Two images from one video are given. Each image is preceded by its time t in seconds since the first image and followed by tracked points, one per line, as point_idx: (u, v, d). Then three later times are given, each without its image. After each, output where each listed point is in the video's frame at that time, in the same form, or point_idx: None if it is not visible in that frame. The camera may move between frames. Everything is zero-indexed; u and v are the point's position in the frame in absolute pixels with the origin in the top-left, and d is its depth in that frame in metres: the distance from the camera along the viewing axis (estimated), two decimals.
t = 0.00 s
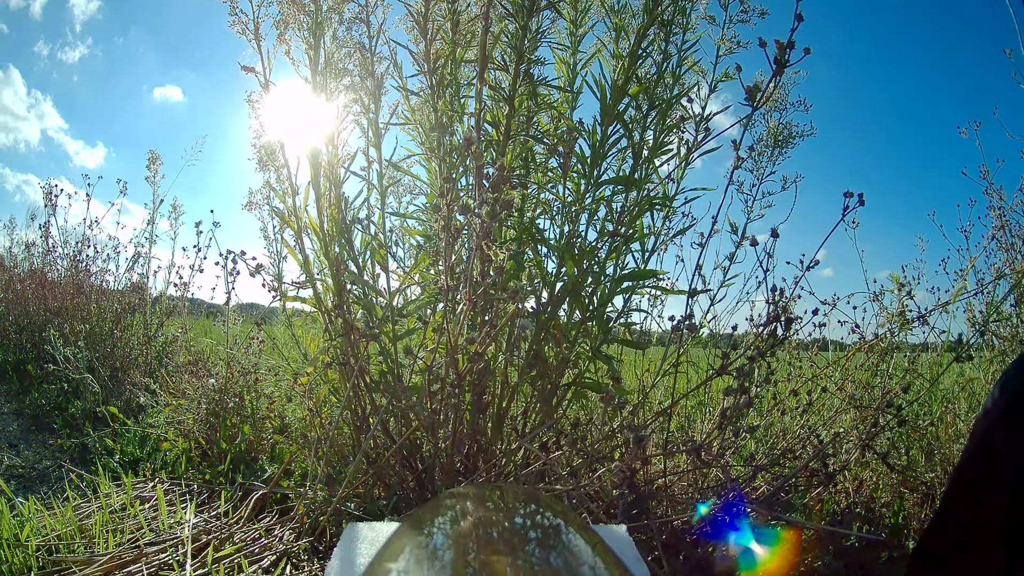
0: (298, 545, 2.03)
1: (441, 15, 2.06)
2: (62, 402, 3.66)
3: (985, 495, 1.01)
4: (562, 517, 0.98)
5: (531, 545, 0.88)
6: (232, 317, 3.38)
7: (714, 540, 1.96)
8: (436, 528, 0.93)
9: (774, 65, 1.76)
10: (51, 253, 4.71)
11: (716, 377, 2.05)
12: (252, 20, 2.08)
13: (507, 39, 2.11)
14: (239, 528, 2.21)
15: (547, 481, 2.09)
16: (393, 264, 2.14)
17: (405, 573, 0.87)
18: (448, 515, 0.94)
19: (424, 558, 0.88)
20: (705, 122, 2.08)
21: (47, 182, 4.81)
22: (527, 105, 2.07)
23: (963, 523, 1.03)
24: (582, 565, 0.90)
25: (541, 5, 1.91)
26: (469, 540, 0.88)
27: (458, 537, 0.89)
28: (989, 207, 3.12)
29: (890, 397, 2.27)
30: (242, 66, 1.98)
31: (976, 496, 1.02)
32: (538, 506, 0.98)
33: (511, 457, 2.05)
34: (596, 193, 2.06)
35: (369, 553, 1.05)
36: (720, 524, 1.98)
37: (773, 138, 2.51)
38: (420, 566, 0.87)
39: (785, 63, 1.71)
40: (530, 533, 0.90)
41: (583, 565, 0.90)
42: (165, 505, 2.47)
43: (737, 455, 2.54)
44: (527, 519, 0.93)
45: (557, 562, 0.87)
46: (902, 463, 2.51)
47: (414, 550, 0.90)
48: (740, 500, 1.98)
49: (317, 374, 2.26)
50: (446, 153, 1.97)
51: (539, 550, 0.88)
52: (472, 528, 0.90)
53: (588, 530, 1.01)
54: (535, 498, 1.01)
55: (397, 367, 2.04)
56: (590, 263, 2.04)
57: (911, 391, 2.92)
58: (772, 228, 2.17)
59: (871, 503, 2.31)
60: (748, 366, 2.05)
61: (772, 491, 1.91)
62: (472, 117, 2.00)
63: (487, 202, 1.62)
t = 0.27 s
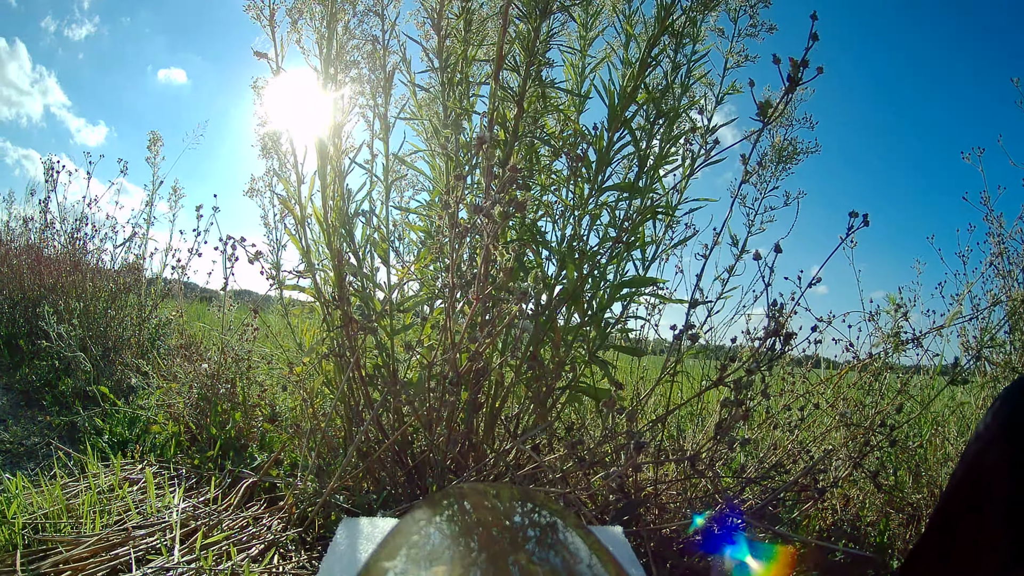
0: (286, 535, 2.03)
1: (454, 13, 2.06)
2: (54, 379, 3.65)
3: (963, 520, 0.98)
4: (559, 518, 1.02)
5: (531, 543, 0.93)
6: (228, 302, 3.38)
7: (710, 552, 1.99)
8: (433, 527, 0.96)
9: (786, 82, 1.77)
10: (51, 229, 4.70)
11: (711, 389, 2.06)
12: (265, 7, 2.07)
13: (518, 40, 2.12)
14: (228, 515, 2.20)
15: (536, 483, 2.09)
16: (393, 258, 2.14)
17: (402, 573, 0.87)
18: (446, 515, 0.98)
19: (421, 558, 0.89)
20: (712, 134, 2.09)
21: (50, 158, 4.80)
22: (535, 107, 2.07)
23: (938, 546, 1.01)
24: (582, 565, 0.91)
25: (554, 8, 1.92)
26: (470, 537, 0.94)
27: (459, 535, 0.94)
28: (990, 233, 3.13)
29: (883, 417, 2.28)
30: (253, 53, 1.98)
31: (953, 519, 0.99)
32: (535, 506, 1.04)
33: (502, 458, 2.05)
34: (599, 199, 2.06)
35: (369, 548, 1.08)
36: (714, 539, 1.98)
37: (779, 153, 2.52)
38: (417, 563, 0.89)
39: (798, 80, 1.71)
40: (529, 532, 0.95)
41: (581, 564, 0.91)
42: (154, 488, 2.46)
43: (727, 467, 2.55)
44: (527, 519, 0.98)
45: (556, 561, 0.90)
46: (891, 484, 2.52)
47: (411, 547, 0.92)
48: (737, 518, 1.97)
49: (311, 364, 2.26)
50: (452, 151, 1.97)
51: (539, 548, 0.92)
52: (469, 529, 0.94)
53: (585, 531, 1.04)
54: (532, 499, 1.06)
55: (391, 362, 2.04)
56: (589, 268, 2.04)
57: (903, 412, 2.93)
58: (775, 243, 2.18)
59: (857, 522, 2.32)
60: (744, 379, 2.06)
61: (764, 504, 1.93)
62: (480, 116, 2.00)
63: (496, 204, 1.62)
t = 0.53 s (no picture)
0: (281, 538, 2.02)
1: (440, 12, 2.06)
2: (47, 386, 3.62)
3: (960, 512, 0.98)
4: (548, 515, 0.99)
5: (521, 543, 0.90)
6: (220, 306, 3.35)
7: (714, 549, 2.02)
8: (422, 526, 0.91)
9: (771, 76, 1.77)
10: (41, 236, 4.66)
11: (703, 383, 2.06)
12: (252, 9, 2.06)
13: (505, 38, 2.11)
14: (222, 518, 2.18)
15: (530, 481, 2.09)
16: (383, 259, 2.13)
17: (390, 571, 0.85)
18: (435, 514, 0.94)
19: (410, 556, 0.86)
20: (699, 129, 2.09)
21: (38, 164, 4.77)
22: (523, 105, 2.07)
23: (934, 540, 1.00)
24: (570, 564, 0.89)
25: (540, 6, 1.91)
26: (458, 537, 0.88)
27: (446, 534, 0.88)
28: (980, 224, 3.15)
29: (875, 408, 2.29)
30: (239, 55, 1.96)
31: (948, 512, 0.99)
32: (524, 503, 0.99)
33: (496, 456, 2.05)
34: (588, 196, 2.06)
35: (358, 548, 1.06)
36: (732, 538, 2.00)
37: (767, 148, 2.53)
38: (406, 563, 0.85)
39: (784, 73, 1.72)
40: (519, 530, 0.92)
41: (570, 564, 0.90)
42: (148, 493, 2.44)
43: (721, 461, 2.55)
44: (515, 517, 0.94)
45: (545, 561, 0.88)
46: (885, 475, 2.53)
47: (399, 549, 0.88)
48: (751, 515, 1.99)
49: (303, 367, 2.25)
50: (440, 150, 1.97)
51: (528, 547, 0.89)
52: (461, 526, 0.89)
53: (575, 529, 1.02)
54: (521, 496, 1.02)
55: (383, 363, 2.03)
56: (579, 266, 2.04)
57: (897, 404, 2.94)
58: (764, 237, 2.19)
59: (852, 513, 2.33)
60: (735, 373, 2.06)
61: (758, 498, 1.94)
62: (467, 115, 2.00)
63: (484, 202, 1.62)
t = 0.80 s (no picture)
0: (279, 545, 2.01)
1: (431, 18, 2.06)
2: (45, 398, 3.59)
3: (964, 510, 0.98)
4: (545, 520, 0.97)
5: (518, 548, 0.86)
6: (216, 316, 3.34)
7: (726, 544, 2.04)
8: (419, 533, 0.91)
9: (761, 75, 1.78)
10: (37, 248, 4.65)
11: (699, 384, 2.06)
12: (243, 18, 2.06)
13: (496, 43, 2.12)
14: (221, 527, 2.17)
15: (528, 485, 2.08)
16: (378, 265, 2.13)
17: None
18: (432, 519, 0.93)
19: (406, 563, 0.86)
20: (691, 130, 2.10)
21: (33, 176, 4.76)
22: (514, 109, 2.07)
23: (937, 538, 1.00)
24: (565, 567, 0.86)
25: (530, 10, 1.92)
26: (456, 543, 0.86)
27: (443, 541, 0.87)
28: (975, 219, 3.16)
29: (871, 405, 2.29)
30: (231, 64, 1.96)
31: (951, 509, 0.99)
32: (521, 509, 0.98)
33: (493, 461, 2.04)
34: (581, 199, 2.07)
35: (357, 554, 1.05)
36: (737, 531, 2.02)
37: (759, 147, 2.54)
38: (403, 568, 0.85)
39: (773, 72, 1.73)
40: (516, 536, 0.89)
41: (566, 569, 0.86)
42: (147, 503, 2.43)
43: (720, 461, 2.55)
44: (512, 523, 0.92)
45: (542, 565, 0.85)
46: (884, 471, 2.53)
47: (396, 555, 0.88)
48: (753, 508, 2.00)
49: (299, 375, 2.24)
50: (433, 155, 1.97)
51: (526, 553, 0.86)
52: (458, 531, 0.88)
53: (572, 535, 0.99)
54: (518, 502, 1.01)
55: (378, 369, 2.03)
56: (573, 268, 2.04)
57: (895, 400, 2.95)
58: (757, 236, 2.19)
59: (853, 510, 2.34)
60: (730, 373, 2.06)
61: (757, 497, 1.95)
62: (459, 120, 2.00)
63: (475, 205, 1.62)
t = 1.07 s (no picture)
0: (280, 549, 2.01)
1: (424, 18, 2.05)
2: (46, 406, 3.58)
3: (963, 500, 0.97)
4: (544, 521, 0.96)
5: (515, 550, 0.89)
6: (214, 321, 3.34)
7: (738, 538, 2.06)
8: (418, 535, 0.91)
9: (753, 69, 1.78)
10: (35, 256, 4.64)
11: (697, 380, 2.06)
12: (236, 23, 2.06)
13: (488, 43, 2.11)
14: (222, 532, 2.17)
15: (528, 484, 2.08)
16: (374, 267, 2.13)
17: None
18: (431, 522, 0.93)
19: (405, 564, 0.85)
20: (685, 126, 2.10)
21: (29, 184, 4.75)
22: (508, 109, 2.06)
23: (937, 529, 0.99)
24: (564, 570, 0.86)
25: (522, 9, 1.92)
26: (454, 544, 0.88)
27: (441, 543, 0.88)
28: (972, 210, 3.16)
29: (871, 398, 2.29)
30: (225, 69, 1.96)
31: (951, 501, 0.98)
32: (519, 510, 0.97)
33: (493, 461, 2.04)
34: (575, 197, 2.06)
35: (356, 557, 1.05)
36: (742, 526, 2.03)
37: (754, 142, 2.54)
38: (401, 572, 0.85)
39: (765, 66, 1.73)
40: (513, 538, 0.90)
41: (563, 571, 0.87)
42: (148, 509, 2.43)
43: (720, 457, 2.56)
44: (510, 526, 0.93)
45: (539, 567, 0.85)
46: (885, 464, 2.54)
47: (394, 558, 0.87)
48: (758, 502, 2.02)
49: (298, 378, 2.24)
50: (427, 156, 1.97)
51: (523, 555, 0.88)
52: (455, 534, 0.89)
53: (571, 536, 0.96)
54: (516, 503, 1.00)
55: (377, 371, 2.02)
56: (570, 267, 2.04)
57: (895, 392, 2.96)
58: (753, 232, 2.19)
59: (854, 505, 2.35)
60: (728, 368, 2.06)
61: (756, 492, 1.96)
62: (453, 120, 2.00)
63: (469, 205, 1.62)
